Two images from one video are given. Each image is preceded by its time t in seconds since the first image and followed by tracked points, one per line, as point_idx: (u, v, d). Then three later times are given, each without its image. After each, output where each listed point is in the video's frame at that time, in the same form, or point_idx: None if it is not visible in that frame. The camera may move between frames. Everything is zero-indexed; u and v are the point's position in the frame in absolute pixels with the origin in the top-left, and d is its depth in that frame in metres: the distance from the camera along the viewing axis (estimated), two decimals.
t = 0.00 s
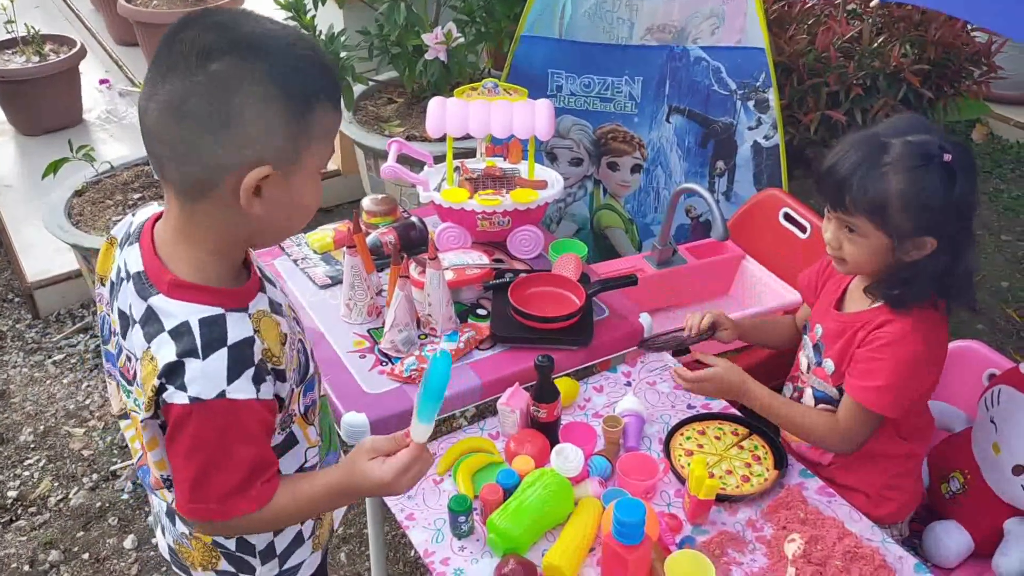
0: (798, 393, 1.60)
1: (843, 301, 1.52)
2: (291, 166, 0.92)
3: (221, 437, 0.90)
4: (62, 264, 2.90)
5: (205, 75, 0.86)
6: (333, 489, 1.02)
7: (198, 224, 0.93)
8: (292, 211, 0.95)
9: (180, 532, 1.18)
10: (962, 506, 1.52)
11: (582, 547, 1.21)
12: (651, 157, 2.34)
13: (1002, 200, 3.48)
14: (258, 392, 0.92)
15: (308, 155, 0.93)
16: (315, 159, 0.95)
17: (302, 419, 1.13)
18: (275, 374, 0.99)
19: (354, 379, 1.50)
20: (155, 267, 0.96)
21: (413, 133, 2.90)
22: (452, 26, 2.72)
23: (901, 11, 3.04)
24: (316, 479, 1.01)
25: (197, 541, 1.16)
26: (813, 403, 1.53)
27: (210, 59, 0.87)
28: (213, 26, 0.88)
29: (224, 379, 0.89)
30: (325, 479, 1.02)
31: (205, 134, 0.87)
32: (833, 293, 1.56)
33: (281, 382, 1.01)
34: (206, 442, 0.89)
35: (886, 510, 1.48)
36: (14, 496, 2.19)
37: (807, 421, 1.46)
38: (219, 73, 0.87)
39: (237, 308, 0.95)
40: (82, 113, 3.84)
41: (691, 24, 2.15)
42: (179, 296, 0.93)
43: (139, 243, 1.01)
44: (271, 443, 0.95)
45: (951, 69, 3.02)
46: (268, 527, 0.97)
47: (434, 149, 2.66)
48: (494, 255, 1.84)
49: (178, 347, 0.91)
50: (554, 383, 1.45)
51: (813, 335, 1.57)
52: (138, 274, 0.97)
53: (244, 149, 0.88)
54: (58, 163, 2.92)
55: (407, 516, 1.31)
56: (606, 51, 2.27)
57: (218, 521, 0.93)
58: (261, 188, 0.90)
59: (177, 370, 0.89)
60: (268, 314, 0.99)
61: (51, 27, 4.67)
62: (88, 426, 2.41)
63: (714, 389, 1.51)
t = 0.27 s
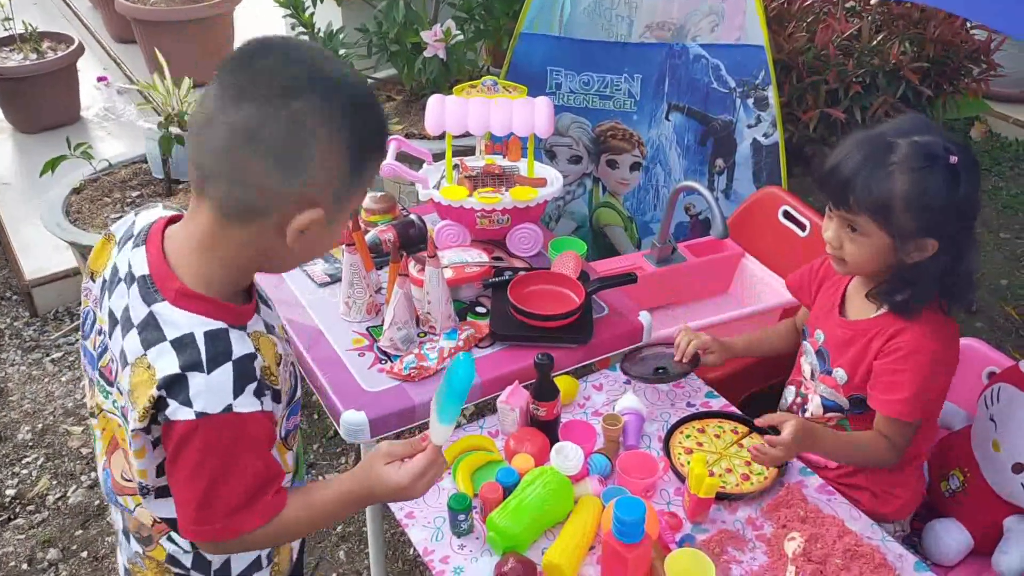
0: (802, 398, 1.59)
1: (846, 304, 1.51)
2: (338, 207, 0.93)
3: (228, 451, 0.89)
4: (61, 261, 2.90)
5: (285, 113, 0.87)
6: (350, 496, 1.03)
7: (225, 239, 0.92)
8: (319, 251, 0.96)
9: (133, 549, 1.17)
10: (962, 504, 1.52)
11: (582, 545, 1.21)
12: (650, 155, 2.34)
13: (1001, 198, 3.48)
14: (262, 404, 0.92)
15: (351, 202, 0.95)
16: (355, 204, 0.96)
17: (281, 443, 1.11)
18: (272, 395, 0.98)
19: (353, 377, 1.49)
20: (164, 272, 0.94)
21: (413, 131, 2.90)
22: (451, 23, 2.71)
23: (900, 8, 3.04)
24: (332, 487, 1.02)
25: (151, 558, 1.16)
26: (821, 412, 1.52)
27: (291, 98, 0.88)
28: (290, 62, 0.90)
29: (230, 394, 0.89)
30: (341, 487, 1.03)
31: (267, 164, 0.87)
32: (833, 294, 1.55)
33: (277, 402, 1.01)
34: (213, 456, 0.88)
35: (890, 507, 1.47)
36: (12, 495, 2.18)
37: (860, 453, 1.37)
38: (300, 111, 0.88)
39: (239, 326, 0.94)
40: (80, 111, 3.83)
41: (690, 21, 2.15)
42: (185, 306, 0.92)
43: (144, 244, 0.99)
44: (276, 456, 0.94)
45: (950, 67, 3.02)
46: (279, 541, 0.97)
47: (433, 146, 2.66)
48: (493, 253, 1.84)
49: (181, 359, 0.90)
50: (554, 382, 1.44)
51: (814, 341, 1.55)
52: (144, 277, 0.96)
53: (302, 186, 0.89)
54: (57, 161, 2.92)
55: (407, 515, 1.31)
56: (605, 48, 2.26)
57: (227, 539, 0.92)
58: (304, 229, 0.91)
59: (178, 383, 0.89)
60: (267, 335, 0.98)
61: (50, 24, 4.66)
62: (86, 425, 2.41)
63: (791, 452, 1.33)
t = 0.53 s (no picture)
0: (805, 403, 1.58)
1: (852, 308, 1.50)
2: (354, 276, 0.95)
3: (188, 463, 0.91)
4: (59, 260, 2.90)
5: (344, 194, 0.86)
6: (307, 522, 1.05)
7: (233, 268, 0.92)
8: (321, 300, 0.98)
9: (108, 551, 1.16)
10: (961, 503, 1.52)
11: (581, 544, 1.21)
12: (649, 153, 2.34)
13: (1000, 196, 3.48)
14: (233, 420, 0.94)
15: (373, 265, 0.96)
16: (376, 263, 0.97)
17: (254, 456, 1.12)
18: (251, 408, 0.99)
19: (352, 376, 1.49)
20: (160, 274, 0.96)
21: (411, 130, 2.89)
22: (450, 21, 2.71)
23: (900, 7, 3.03)
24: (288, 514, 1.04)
25: (123, 561, 1.16)
26: (827, 416, 1.53)
27: (351, 179, 0.86)
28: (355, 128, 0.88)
29: (202, 403, 0.91)
30: (300, 515, 1.05)
31: (295, 227, 0.87)
32: (837, 300, 1.55)
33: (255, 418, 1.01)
34: (174, 464, 0.90)
35: (893, 514, 1.48)
36: (11, 493, 2.18)
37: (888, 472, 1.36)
38: (346, 187, 0.87)
39: (224, 335, 0.96)
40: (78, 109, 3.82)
41: (689, 20, 2.15)
42: (176, 309, 0.94)
43: (147, 242, 1.01)
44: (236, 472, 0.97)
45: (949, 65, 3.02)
46: (222, 556, 0.99)
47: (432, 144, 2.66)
48: (492, 251, 1.83)
49: (161, 361, 0.92)
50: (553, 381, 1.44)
51: (818, 345, 1.56)
52: (139, 274, 0.98)
53: (329, 259, 0.90)
54: (55, 159, 2.91)
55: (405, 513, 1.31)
56: (604, 47, 2.26)
57: (168, 544, 0.94)
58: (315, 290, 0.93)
59: (154, 383, 0.90)
60: (253, 349, 1.00)
61: (47, 22, 4.65)
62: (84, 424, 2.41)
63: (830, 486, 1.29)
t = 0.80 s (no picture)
0: (807, 400, 1.59)
1: (856, 305, 1.50)
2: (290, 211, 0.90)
3: (210, 456, 0.89)
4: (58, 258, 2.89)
5: (204, 141, 0.83)
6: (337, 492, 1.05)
7: (181, 255, 0.90)
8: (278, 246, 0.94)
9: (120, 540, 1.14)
10: (961, 501, 1.52)
11: (580, 542, 1.21)
12: (649, 151, 2.33)
13: (1000, 194, 3.48)
14: (242, 407, 0.92)
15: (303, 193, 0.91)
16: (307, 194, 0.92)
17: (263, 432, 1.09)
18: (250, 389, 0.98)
19: (351, 374, 1.49)
20: (124, 284, 0.93)
21: (411, 127, 2.89)
22: (449, 18, 2.70)
23: (900, 4, 3.03)
24: (320, 488, 1.04)
25: (137, 550, 1.13)
26: (831, 412, 1.53)
27: (213, 123, 0.82)
28: (214, 69, 0.83)
29: (208, 400, 0.89)
30: (327, 487, 1.05)
31: (209, 194, 0.84)
32: (839, 298, 1.55)
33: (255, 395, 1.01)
34: (196, 466, 0.89)
35: (894, 510, 1.48)
36: (10, 491, 2.18)
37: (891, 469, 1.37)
38: (224, 137, 0.83)
39: (208, 326, 0.94)
40: (78, 106, 3.82)
41: (689, 17, 2.14)
42: (154, 317, 0.91)
43: (100, 254, 0.97)
44: (259, 459, 0.95)
45: (949, 63, 3.01)
46: (269, 541, 0.98)
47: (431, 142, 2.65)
48: (491, 249, 1.83)
49: (156, 372, 0.89)
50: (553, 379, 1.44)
51: (821, 341, 1.56)
52: (105, 290, 0.94)
53: (249, 205, 0.86)
54: (54, 156, 2.91)
55: (404, 512, 1.31)
56: (603, 44, 2.25)
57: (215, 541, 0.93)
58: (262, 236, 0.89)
59: (158, 396, 0.88)
60: (240, 329, 0.98)
61: (46, 19, 4.65)
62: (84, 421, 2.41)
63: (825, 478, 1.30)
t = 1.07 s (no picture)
0: (811, 396, 1.58)
1: (858, 302, 1.50)
2: (257, 205, 0.95)
3: (174, 447, 0.93)
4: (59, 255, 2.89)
5: (169, 140, 0.87)
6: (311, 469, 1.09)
7: (153, 248, 0.95)
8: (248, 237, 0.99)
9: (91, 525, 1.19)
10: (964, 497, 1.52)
11: (583, 539, 1.21)
12: (651, 148, 2.33)
13: (1002, 191, 3.47)
14: (202, 398, 0.95)
15: (269, 188, 0.95)
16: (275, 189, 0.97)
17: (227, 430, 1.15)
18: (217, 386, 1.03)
19: (354, 371, 1.49)
20: (100, 269, 0.97)
21: (412, 124, 2.89)
22: (451, 14, 2.70)
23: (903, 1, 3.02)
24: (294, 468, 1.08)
25: (107, 536, 1.18)
26: (834, 408, 1.51)
27: (175, 124, 0.86)
28: (180, 69, 0.87)
29: (169, 389, 0.92)
30: (302, 467, 1.09)
31: (174, 195, 0.89)
32: (842, 295, 1.55)
33: (221, 392, 1.06)
34: (160, 455, 0.92)
35: (896, 506, 1.47)
36: (12, 489, 2.18)
37: (889, 461, 1.38)
38: (187, 137, 0.87)
39: (176, 318, 0.97)
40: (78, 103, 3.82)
41: (691, 14, 2.14)
42: (118, 302, 0.95)
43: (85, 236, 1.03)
44: (224, 444, 0.98)
45: (951, 60, 3.01)
46: (247, 522, 1.04)
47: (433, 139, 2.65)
48: (494, 247, 1.83)
49: (119, 357, 0.92)
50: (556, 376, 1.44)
51: (824, 337, 1.56)
52: (81, 272, 0.99)
53: (215, 200, 0.91)
54: (55, 154, 2.91)
55: (407, 509, 1.31)
56: (605, 41, 2.25)
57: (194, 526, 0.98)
58: (230, 231, 0.94)
59: (120, 381, 0.92)
60: (210, 325, 1.02)
61: (47, 17, 4.64)
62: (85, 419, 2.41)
63: (812, 466, 1.33)
